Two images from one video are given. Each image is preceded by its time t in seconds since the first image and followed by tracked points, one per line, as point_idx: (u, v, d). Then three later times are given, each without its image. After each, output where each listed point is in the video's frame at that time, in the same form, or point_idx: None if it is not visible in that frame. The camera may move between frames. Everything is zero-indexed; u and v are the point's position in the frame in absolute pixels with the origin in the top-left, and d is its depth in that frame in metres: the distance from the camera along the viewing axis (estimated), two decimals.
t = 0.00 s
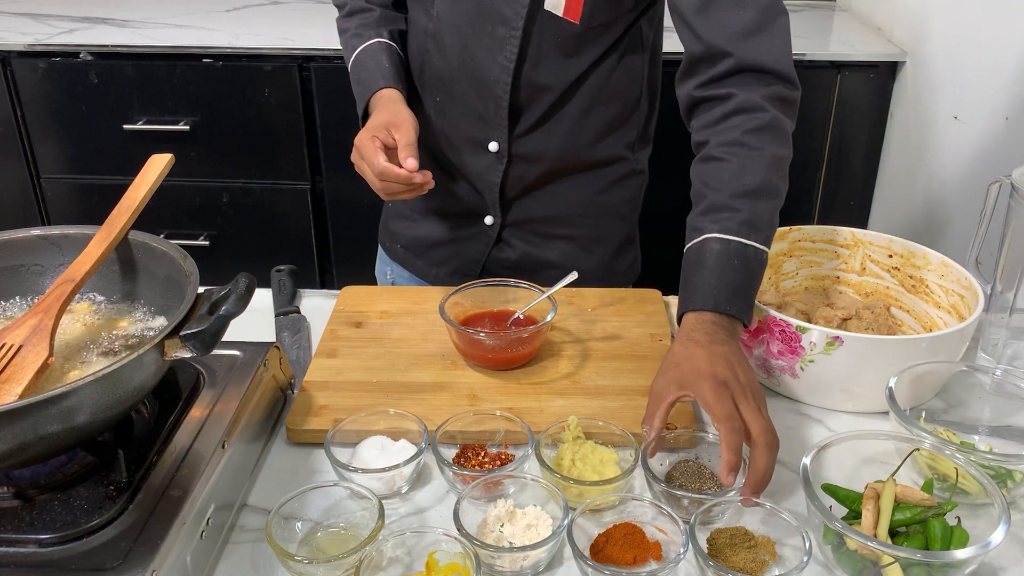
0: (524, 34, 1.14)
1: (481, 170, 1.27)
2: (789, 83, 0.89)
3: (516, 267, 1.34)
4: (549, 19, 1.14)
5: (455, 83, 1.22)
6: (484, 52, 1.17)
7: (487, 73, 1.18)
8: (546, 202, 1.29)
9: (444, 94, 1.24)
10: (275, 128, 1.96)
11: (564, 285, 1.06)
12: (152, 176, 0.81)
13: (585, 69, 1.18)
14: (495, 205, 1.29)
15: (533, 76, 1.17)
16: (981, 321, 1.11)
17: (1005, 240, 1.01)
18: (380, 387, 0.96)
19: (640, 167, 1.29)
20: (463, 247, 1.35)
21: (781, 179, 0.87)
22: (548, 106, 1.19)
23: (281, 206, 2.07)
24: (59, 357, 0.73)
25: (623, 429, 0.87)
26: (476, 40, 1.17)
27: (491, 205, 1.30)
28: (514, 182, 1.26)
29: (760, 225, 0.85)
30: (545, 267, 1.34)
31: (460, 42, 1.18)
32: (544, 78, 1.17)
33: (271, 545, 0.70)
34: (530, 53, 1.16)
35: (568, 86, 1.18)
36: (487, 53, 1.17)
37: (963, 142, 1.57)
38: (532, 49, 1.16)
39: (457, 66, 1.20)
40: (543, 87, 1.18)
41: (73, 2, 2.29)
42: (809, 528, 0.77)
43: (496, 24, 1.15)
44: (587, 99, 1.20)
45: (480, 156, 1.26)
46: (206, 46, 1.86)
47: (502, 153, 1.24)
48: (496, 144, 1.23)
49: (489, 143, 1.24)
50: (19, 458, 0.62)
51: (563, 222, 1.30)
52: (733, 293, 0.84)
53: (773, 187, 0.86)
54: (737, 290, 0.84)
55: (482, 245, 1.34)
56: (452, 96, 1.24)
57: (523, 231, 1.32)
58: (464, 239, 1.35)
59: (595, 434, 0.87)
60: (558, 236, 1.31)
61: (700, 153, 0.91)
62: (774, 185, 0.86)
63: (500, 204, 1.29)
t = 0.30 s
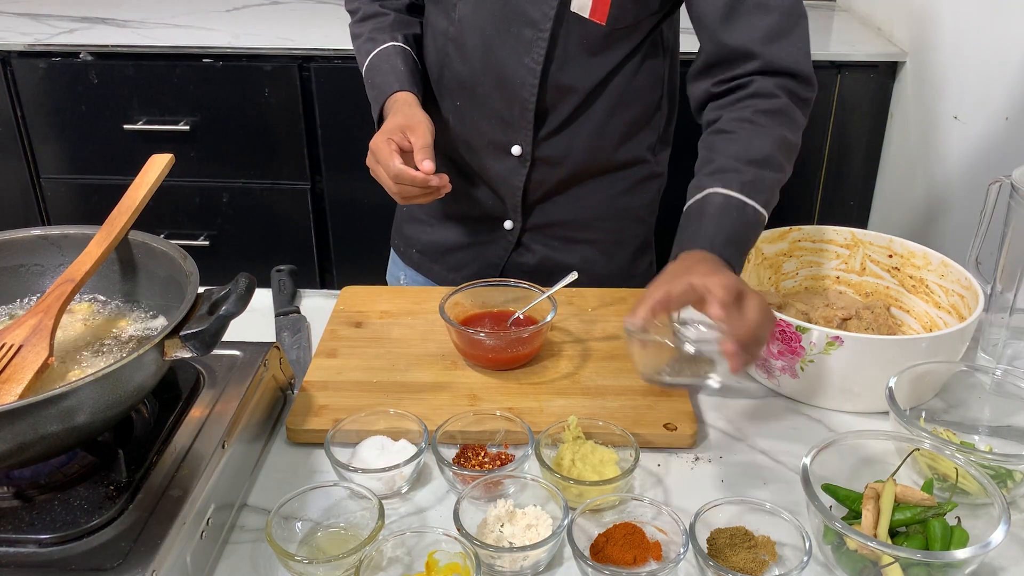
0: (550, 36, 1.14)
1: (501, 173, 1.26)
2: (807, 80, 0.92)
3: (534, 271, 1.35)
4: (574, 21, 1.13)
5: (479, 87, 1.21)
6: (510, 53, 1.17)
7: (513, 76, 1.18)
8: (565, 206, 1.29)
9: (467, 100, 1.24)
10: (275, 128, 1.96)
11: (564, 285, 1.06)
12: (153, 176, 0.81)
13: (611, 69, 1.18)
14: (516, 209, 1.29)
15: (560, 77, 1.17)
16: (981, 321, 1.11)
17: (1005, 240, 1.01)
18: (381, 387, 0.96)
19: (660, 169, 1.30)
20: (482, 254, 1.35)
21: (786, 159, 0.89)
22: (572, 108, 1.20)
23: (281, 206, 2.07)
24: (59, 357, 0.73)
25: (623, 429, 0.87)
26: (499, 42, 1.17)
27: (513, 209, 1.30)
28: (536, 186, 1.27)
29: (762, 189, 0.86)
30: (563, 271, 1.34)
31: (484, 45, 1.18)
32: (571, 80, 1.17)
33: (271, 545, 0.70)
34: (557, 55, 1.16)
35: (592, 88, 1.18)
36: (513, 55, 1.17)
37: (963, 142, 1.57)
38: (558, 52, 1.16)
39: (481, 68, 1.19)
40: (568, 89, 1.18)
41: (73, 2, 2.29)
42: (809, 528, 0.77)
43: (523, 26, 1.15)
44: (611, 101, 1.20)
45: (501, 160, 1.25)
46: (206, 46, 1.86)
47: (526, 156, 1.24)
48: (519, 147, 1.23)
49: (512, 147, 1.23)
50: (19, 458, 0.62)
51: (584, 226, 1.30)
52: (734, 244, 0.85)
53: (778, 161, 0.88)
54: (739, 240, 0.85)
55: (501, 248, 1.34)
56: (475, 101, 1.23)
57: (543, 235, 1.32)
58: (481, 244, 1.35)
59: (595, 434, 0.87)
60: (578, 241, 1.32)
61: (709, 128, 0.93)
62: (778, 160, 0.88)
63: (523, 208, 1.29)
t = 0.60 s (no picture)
0: (565, 28, 1.14)
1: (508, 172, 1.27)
2: (799, 56, 1.01)
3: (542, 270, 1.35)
4: (585, 14, 1.14)
5: (488, 86, 1.21)
6: (522, 47, 1.16)
7: (525, 71, 1.18)
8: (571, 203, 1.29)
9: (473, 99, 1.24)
10: (275, 128, 1.96)
11: (564, 285, 1.06)
12: (153, 175, 0.82)
13: (619, 64, 1.18)
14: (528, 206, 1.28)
15: (572, 70, 1.17)
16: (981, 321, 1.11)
17: (1005, 241, 1.01)
18: (381, 387, 0.96)
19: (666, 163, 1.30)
20: (489, 256, 1.35)
21: (749, 105, 0.96)
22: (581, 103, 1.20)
23: (280, 206, 2.07)
24: (59, 357, 0.73)
25: (623, 429, 0.87)
26: (511, 38, 1.16)
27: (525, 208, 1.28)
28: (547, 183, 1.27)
29: (710, 113, 0.94)
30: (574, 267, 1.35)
31: (495, 42, 1.17)
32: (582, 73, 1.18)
33: (271, 545, 0.70)
34: (569, 48, 1.16)
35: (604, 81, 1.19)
36: (526, 48, 1.16)
37: (963, 142, 1.57)
38: (570, 45, 1.16)
39: (490, 66, 1.19)
40: (579, 82, 1.18)
41: (73, 2, 2.29)
42: (809, 528, 0.77)
43: (536, 20, 1.14)
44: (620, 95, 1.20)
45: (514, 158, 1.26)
46: (206, 46, 1.86)
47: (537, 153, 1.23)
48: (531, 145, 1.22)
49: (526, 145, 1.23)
50: (19, 458, 0.62)
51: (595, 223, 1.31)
52: (661, 145, 0.91)
53: (740, 100, 0.96)
54: (669, 144, 0.91)
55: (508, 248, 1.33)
56: (485, 100, 1.23)
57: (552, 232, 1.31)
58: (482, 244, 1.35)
59: (595, 434, 0.87)
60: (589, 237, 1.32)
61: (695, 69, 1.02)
62: (739, 100, 0.95)
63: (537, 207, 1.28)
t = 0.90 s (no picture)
0: (535, 15, 1.16)
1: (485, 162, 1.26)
2: (740, 41, 1.14)
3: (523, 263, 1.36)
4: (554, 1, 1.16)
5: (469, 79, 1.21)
6: (492, 35, 1.18)
7: (498, 58, 1.18)
8: (554, 197, 1.30)
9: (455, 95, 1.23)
10: (275, 128, 1.96)
11: (564, 285, 1.06)
12: (153, 175, 0.81)
13: (588, 54, 1.20)
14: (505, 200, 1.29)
15: (543, 57, 1.19)
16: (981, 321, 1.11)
17: (1005, 241, 1.01)
18: (382, 387, 0.96)
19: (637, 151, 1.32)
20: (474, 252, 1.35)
21: (686, 77, 1.10)
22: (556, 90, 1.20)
23: (281, 206, 2.07)
24: (58, 357, 0.73)
25: (623, 429, 0.87)
26: (482, 28, 1.18)
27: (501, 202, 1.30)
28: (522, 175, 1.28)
29: (650, 82, 1.08)
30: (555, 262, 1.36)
31: (479, 36, 1.18)
32: (553, 60, 1.19)
33: (271, 545, 0.70)
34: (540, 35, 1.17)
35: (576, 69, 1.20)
36: (498, 37, 1.17)
37: (963, 142, 1.57)
38: (540, 32, 1.17)
39: (484, 63, 1.20)
40: (551, 70, 1.20)
41: (73, 2, 2.29)
42: (809, 528, 0.77)
43: (507, 8, 1.16)
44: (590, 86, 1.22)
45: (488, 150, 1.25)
46: (206, 46, 1.86)
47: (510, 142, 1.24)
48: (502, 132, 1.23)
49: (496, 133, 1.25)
50: (19, 457, 0.62)
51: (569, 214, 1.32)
52: (595, 107, 1.05)
53: (678, 73, 1.09)
54: (602, 107, 1.05)
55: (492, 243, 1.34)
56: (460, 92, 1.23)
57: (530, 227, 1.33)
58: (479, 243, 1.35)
59: (595, 434, 0.87)
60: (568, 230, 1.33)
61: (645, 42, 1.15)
62: (677, 73, 1.09)
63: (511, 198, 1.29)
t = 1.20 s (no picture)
0: None
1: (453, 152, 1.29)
2: (672, 8, 1.11)
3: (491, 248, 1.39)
4: None
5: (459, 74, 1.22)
6: (446, 23, 1.20)
7: (452, 44, 1.21)
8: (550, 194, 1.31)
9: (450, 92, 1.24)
10: (275, 128, 1.96)
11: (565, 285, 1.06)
12: (153, 175, 0.81)
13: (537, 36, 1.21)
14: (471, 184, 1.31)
15: (498, 40, 1.21)
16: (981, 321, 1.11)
17: (1005, 241, 1.01)
18: (382, 387, 0.96)
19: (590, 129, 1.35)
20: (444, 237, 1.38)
21: (617, 44, 1.05)
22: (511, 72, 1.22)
23: (281, 206, 2.07)
24: (58, 357, 0.73)
25: (623, 429, 0.87)
26: (435, 17, 1.20)
27: (466, 186, 1.31)
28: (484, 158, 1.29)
29: (576, 47, 1.03)
30: (521, 243, 1.39)
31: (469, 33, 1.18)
32: (505, 41, 1.21)
33: (271, 545, 0.70)
34: (491, 19, 1.19)
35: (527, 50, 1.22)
36: (450, 24, 1.20)
37: (963, 142, 1.57)
38: (491, 16, 1.19)
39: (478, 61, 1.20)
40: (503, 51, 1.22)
41: (73, 2, 2.29)
42: (809, 528, 0.77)
43: None
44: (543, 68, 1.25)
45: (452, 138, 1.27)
46: (205, 46, 1.86)
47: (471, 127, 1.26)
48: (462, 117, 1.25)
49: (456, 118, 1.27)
50: (19, 458, 0.62)
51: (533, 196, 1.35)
52: (521, 72, 1.00)
53: (604, 39, 1.05)
54: (526, 73, 1.00)
55: (460, 228, 1.36)
56: (417, 81, 1.26)
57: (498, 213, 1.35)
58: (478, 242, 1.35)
59: (595, 434, 0.87)
60: (531, 212, 1.36)
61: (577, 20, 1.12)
62: (604, 38, 1.05)
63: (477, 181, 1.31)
